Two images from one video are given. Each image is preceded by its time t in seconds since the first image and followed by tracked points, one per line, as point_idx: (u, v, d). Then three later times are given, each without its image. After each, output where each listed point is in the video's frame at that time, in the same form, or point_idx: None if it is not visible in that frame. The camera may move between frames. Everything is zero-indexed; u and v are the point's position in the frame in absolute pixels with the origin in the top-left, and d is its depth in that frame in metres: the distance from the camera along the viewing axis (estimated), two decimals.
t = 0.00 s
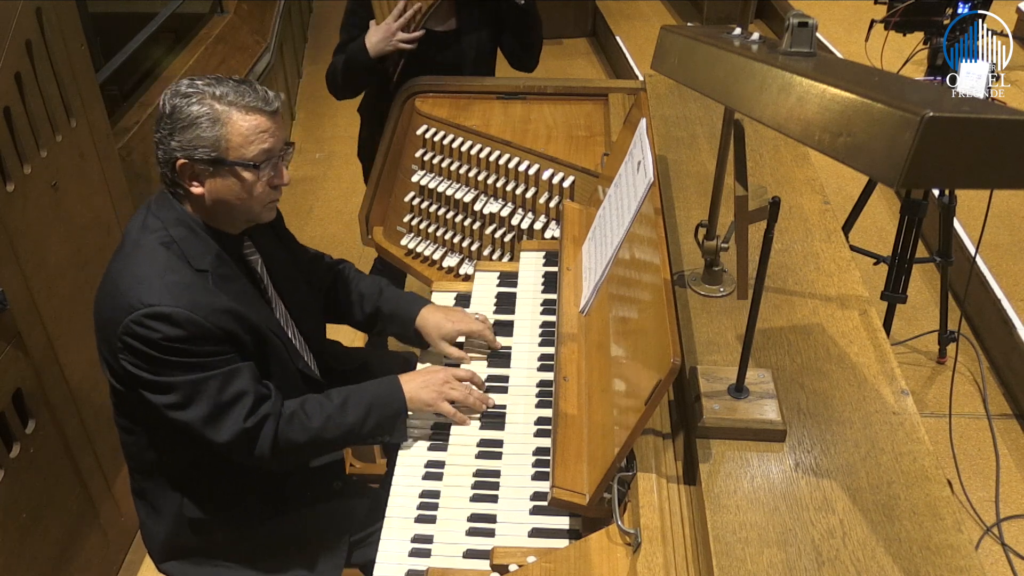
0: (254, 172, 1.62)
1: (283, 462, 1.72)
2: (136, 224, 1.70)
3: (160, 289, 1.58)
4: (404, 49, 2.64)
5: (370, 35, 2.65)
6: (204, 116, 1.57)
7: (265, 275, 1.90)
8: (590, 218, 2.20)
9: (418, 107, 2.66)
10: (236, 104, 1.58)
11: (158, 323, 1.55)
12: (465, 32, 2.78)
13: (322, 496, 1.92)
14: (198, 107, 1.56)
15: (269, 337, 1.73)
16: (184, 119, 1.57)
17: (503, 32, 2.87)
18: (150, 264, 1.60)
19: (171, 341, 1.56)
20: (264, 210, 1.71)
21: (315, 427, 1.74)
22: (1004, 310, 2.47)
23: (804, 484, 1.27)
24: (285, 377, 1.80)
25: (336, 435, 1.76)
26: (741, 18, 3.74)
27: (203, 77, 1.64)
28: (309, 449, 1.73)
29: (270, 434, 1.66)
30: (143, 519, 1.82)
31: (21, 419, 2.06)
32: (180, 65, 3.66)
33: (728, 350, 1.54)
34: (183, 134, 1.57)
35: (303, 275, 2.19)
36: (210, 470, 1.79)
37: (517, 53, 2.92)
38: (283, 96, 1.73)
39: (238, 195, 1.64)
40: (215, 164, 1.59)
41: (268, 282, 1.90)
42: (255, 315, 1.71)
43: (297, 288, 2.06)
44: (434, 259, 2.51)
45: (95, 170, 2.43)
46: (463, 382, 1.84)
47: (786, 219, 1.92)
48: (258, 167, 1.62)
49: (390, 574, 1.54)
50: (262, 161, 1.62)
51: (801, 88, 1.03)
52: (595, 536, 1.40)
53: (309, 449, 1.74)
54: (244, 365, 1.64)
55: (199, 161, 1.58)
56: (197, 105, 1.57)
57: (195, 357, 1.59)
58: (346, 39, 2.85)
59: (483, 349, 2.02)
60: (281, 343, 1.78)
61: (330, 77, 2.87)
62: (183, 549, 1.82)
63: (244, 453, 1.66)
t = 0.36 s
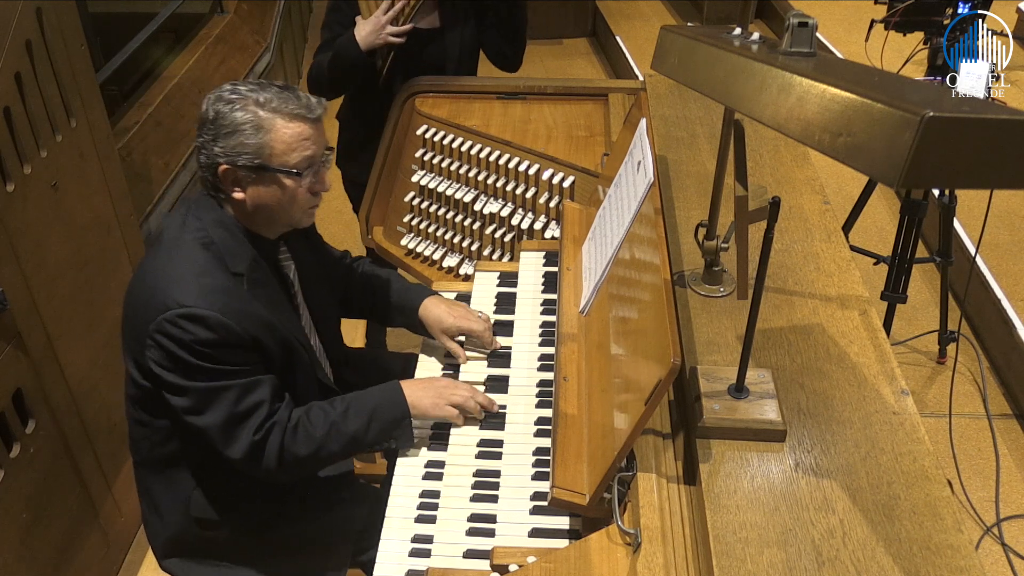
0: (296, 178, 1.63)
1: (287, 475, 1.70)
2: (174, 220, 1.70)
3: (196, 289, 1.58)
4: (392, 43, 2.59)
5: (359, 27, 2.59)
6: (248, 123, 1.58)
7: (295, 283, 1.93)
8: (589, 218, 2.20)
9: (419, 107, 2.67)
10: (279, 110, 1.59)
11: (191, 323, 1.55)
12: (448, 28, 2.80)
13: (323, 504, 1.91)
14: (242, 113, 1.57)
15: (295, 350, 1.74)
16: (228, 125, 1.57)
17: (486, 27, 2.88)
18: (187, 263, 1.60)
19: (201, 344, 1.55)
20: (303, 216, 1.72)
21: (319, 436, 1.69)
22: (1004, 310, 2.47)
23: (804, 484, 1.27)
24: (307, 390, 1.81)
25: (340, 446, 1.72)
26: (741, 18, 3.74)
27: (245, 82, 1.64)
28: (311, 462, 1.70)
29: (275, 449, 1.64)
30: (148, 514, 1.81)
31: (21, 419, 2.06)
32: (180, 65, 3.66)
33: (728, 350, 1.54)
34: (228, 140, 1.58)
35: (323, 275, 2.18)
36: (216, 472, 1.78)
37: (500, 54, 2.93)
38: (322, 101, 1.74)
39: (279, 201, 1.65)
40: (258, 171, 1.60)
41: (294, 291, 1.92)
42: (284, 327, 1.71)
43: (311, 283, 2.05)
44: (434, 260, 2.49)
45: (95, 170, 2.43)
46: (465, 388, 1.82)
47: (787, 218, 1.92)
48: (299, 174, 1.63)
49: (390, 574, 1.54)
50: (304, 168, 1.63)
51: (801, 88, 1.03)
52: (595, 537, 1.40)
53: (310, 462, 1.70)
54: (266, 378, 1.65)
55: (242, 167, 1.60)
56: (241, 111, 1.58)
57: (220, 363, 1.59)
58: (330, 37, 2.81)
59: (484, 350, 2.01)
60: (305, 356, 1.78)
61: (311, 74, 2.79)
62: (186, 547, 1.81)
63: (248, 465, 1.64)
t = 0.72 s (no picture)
0: (339, 195, 1.65)
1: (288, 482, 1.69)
2: (210, 220, 1.70)
3: (229, 289, 1.57)
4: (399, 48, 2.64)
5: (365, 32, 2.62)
6: (300, 136, 1.59)
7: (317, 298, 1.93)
8: (590, 218, 2.20)
9: (418, 107, 2.67)
10: (333, 128, 1.61)
11: (221, 323, 1.54)
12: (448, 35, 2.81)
13: (320, 510, 1.90)
14: (297, 126, 1.59)
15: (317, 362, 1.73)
16: (280, 136, 1.59)
17: (484, 30, 2.91)
18: (219, 263, 1.60)
19: (229, 344, 1.55)
20: (339, 231, 1.74)
21: (321, 447, 1.66)
22: (1004, 310, 2.47)
23: (804, 484, 1.27)
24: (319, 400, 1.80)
25: (335, 460, 1.69)
26: (741, 18, 3.75)
27: (302, 95, 1.66)
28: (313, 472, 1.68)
29: (276, 457, 1.62)
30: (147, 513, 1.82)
31: (21, 419, 2.06)
32: (180, 65, 3.66)
33: (728, 350, 1.54)
34: (278, 151, 1.59)
35: (342, 286, 2.15)
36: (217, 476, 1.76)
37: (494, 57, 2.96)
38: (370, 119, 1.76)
39: (321, 215, 1.67)
40: (305, 183, 1.62)
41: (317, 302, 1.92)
42: (310, 338, 1.71)
43: (324, 283, 2.04)
44: (434, 260, 2.51)
45: (95, 170, 2.43)
46: (463, 397, 1.79)
47: (787, 219, 1.92)
48: (344, 191, 1.65)
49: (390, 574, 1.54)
50: (348, 186, 1.65)
51: (801, 88, 1.03)
52: (595, 537, 1.40)
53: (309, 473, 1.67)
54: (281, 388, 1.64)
55: (289, 178, 1.61)
56: (295, 124, 1.59)
57: (243, 367, 1.58)
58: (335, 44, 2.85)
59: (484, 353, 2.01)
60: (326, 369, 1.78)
61: (314, 78, 2.81)
62: (183, 546, 1.83)
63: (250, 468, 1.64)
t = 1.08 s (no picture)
0: (328, 212, 1.67)
1: (282, 489, 1.67)
2: (189, 232, 1.69)
3: (208, 303, 1.57)
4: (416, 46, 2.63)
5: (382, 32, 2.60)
6: (287, 154, 1.59)
7: (302, 305, 1.92)
8: (589, 218, 2.20)
9: (418, 107, 2.67)
10: (320, 146, 1.63)
11: (201, 336, 1.54)
12: (458, 34, 2.80)
13: (315, 513, 1.89)
14: (284, 145, 1.59)
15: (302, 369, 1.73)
16: (267, 155, 1.59)
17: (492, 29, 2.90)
18: (198, 276, 1.59)
19: (210, 358, 1.54)
20: (324, 242, 1.75)
21: (314, 452, 1.66)
22: (1004, 310, 2.47)
23: (804, 484, 1.27)
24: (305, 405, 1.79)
25: (330, 466, 1.68)
26: (741, 18, 3.75)
27: (285, 110, 1.66)
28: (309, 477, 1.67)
29: (273, 465, 1.62)
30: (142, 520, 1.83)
31: (21, 419, 2.06)
32: (180, 65, 3.66)
33: (728, 350, 1.54)
34: (266, 169, 1.59)
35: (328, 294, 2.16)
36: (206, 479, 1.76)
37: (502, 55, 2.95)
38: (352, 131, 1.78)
39: (307, 230, 1.68)
40: (292, 201, 1.63)
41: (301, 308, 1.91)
42: (293, 345, 1.70)
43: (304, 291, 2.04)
44: (434, 260, 2.51)
45: (95, 170, 2.43)
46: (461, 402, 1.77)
47: (787, 219, 1.92)
48: (331, 208, 1.67)
49: (390, 574, 1.54)
50: (335, 202, 1.67)
51: (801, 88, 1.03)
52: (595, 537, 1.40)
53: (305, 477, 1.67)
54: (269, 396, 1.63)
55: (276, 196, 1.62)
56: (282, 143, 1.59)
57: (227, 378, 1.58)
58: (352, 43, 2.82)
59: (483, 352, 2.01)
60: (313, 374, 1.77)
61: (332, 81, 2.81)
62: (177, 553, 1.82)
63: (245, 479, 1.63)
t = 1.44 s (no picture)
0: (277, 202, 1.62)
1: (279, 485, 1.71)
2: (140, 239, 1.68)
3: (166, 313, 1.57)
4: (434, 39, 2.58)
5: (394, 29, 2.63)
6: (226, 150, 1.55)
7: (269, 293, 1.89)
8: (590, 218, 2.19)
9: (418, 107, 2.67)
10: (257, 135, 1.58)
11: (160, 350, 1.54)
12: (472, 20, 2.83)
13: (313, 514, 1.90)
14: (220, 139, 1.55)
15: (271, 359, 1.73)
16: (205, 151, 1.54)
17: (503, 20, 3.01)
18: (153, 285, 1.59)
19: (173, 369, 1.55)
20: (279, 234, 1.71)
21: (312, 450, 1.70)
22: (1004, 310, 2.47)
23: (804, 484, 1.27)
24: (286, 399, 1.80)
25: (330, 461, 1.72)
26: (741, 18, 3.75)
27: (214, 102, 1.61)
28: (306, 473, 1.71)
29: (268, 460, 1.65)
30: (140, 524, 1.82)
31: (22, 419, 2.06)
32: (180, 65, 3.66)
33: (728, 350, 1.54)
34: (206, 168, 1.54)
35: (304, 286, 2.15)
36: (201, 480, 1.79)
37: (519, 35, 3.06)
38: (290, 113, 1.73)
39: (257, 223, 1.64)
40: (237, 197, 1.58)
41: (270, 298, 1.90)
42: (257, 339, 1.70)
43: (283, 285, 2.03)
44: (434, 260, 2.51)
45: (95, 170, 2.43)
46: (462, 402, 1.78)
47: (787, 219, 1.92)
48: (279, 197, 1.62)
49: (390, 574, 1.54)
50: (282, 191, 1.63)
51: (801, 88, 1.03)
52: (595, 537, 1.40)
53: (303, 473, 1.71)
54: (244, 391, 1.64)
55: (220, 194, 1.57)
56: (218, 137, 1.55)
57: (195, 384, 1.59)
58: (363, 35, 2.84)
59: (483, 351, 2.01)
60: (284, 362, 1.77)
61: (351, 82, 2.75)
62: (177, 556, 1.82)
63: (242, 478, 1.66)
